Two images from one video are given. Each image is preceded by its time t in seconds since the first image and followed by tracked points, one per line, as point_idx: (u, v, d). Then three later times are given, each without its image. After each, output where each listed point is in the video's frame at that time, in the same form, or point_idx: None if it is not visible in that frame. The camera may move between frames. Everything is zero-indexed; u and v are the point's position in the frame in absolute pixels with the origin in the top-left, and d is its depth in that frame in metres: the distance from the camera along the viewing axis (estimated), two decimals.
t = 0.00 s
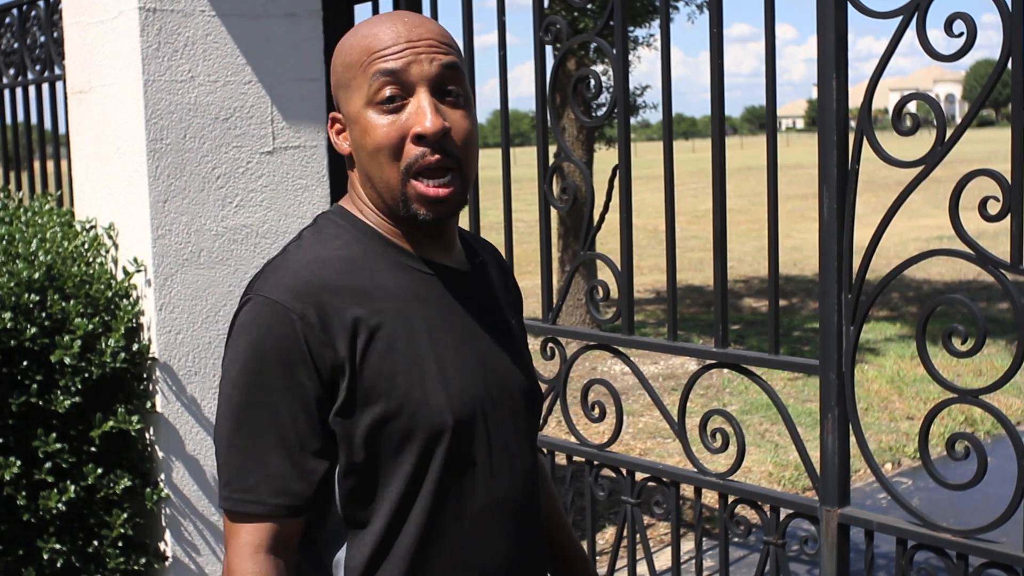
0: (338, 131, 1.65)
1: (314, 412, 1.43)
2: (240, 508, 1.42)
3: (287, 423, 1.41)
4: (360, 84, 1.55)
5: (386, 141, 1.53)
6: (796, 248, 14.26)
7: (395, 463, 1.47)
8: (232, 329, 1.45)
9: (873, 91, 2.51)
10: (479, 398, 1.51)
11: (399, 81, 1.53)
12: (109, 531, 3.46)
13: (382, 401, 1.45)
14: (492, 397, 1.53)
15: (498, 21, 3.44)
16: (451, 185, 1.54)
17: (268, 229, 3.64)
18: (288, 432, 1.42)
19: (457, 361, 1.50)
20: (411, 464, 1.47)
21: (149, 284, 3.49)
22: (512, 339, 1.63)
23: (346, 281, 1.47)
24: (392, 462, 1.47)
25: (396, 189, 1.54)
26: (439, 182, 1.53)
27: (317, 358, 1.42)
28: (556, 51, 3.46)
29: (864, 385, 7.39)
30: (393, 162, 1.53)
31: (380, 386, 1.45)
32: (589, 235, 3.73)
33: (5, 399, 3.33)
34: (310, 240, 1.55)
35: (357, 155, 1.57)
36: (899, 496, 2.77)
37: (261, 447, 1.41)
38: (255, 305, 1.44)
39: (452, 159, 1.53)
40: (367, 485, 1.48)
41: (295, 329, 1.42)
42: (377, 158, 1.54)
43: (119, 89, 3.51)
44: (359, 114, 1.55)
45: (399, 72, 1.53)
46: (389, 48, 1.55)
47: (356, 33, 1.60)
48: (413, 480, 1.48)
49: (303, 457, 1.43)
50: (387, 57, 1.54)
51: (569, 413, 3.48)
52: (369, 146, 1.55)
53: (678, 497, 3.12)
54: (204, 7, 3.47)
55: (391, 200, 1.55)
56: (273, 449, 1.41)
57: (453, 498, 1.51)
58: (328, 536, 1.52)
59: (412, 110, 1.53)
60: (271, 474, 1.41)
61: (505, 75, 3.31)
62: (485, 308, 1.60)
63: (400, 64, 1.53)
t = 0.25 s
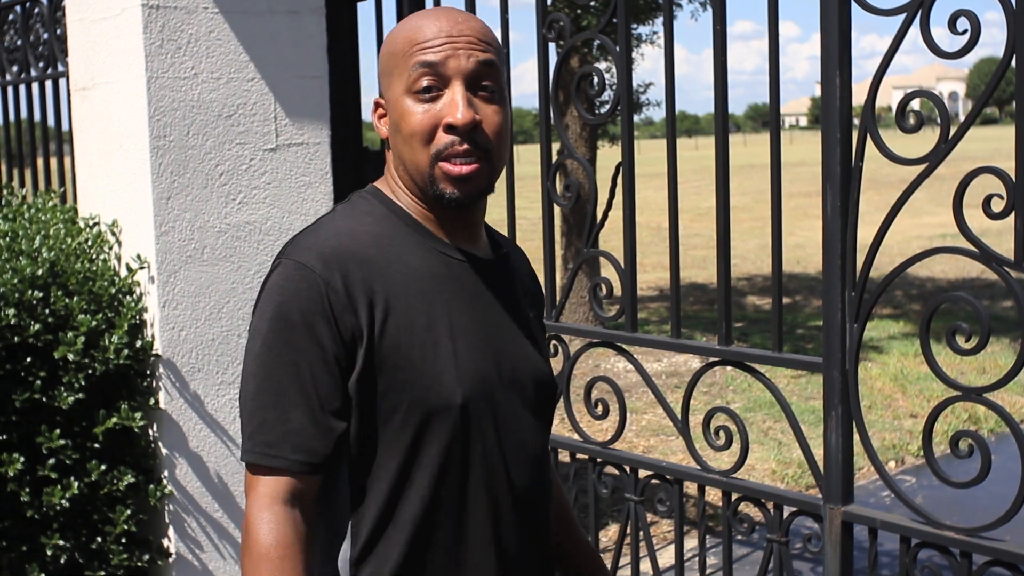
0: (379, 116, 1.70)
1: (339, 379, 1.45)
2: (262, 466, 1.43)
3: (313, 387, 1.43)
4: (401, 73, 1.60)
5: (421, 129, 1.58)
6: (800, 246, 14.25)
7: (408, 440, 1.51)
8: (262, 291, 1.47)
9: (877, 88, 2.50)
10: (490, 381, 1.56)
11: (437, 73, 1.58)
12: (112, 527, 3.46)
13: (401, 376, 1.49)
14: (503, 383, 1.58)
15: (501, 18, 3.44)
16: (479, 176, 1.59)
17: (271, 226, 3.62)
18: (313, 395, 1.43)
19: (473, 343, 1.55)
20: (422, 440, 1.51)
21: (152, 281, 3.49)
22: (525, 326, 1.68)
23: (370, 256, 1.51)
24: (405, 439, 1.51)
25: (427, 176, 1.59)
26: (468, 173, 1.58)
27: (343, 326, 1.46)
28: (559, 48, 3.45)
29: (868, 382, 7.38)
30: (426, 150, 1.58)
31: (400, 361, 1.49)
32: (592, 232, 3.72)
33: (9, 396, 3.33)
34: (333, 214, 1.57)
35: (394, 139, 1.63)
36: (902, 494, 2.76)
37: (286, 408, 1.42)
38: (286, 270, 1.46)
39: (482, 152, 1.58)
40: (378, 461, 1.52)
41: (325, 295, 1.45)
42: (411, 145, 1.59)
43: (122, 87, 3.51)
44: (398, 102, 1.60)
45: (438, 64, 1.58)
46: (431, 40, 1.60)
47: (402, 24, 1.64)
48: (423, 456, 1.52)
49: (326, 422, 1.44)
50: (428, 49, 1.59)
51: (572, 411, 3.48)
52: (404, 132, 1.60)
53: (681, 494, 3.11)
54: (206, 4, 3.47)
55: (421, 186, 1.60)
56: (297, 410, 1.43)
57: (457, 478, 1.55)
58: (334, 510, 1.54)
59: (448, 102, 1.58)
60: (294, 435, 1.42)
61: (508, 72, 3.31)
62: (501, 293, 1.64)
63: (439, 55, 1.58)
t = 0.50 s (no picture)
0: (403, 115, 1.76)
1: (347, 373, 1.49)
2: (276, 456, 1.47)
3: (323, 379, 1.46)
4: (426, 75, 1.65)
5: (441, 132, 1.63)
6: (802, 242, 14.24)
7: (412, 437, 1.55)
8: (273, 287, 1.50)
9: (878, 84, 2.49)
10: (492, 382, 1.59)
11: (461, 78, 1.63)
12: (114, 525, 3.46)
13: (407, 374, 1.53)
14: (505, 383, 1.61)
15: (501, 15, 3.43)
16: (493, 180, 1.64)
17: (272, 223, 3.62)
18: (323, 388, 1.46)
19: (477, 343, 1.59)
20: (426, 438, 1.55)
21: (153, 278, 3.49)
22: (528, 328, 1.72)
23: (378, 254, 1.55)
24: (408, 436, 1.54)
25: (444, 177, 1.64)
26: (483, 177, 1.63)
27: (352, 322, 1.49)
28: (559, 44, 3.45)
29: (869, 378, 7.38)
30: (445, 152, 1.64)
31: (405, 359, 1.53)
32: (592, 229, 3.71)
33: (11, 394, 3.33)
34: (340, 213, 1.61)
35: (415, 139, 1.68)
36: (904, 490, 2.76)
37: (297, 399, 1.46)
38: (296, 268, 1.49)
39: (498, 157, 1.63)
40: (383, 458, 1.55)
41: (335, 291, 1.48)
42: (430, 147, 1.64)
43: (123, 84, 3.51)
44: (422, 102, 1.65)
45: (463, 69, 1.63)
46: (459, 45, 1.65)
47: (432, 27, 1.69)
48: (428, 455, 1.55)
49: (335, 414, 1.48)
50: (454, 53, 1.64)
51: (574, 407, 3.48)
52: (425, 133, 1.65)
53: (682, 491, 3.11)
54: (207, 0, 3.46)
55: (438, 186, 1.65)
56: (308, 403, 1.46)
57: (461, 477, 1.58)
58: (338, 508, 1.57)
59: (469, 106, 1.63)
60: (304, 426, 1.46)
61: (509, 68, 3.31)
62: (504, 291, 1.67)
63: (463, 60, 1.63)
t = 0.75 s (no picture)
0: (432, 117, 1.66)
1: (359, 384, 1.55)
2: (284, 474, 1.54)
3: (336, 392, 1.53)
4: (499, 82, 1.65)
5: (502, 116, 1.66)
6: (800, 243, 14.24)
7: (425, 436, 1.61)
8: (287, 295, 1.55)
9: (876, 86, 2.50)
10: (508, 383, 1.65)
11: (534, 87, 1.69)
12: (111, 525, 3.47)
13: (420, 381, 1.59)
14: (518, 384, 1.67)
15: (500, 17, 3.44)
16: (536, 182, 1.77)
17: (270, 224, 3.62)
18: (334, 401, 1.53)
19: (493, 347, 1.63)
20: (441, 440, 1.61)
21: (151, 279, 3.49)
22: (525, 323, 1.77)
23: (389, 261, 1.58)
24: (438, 439, 1.61)
25: (506, 162, 1.68)
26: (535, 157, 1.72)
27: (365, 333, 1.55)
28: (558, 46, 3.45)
29: (867, 380, 7.38)
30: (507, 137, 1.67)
31: (417, 361, 1.59)
32: (591, 230, 3.72)
33: (9, 394, 3.34)
34: (348, 218, 1.64)
35: (479, 146, 1.66)
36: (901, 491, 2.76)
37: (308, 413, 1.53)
38: (308, 281, 1.53)
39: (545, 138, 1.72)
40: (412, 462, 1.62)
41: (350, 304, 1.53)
42: (488, 133, 1.66)
43: (121, 85, 3.51)
44: (479, 95, 1.65)
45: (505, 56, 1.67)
46: (494, 39, 1.68)
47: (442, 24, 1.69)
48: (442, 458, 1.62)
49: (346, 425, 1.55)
50: (494, 44, 1.67)
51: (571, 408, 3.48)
52: (502, 141, 1.66)
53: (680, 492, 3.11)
54: (206, 2, 3.47)
55: (500, 173, 1.68)
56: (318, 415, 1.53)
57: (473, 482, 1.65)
58: (352, 508, 1.64)
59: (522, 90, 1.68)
60: (315, 438, 1.53)
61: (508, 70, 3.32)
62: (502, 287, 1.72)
63: (531, 68, 1.69)
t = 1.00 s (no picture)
0: (403, 109, 1.67)
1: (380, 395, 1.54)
2: (318, 493, 1.50)
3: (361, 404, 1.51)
4: (469, 68, 1.66)
5: (473, 102, 1.66)
6: (797, 240, 14.25)
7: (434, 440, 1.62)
8: (295, 308, 1.52)
9: (872, 82, 2.50)
10: (505, 385, 1.68)
11: (503, 71, 1.69)
12: (109, 524, 3.47)
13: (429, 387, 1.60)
14: (513, 385, 1.69)
15: (497, 14, 3.44)
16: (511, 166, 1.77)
17: (268, 222, 3.63)
18: (362, 411, 1.51)
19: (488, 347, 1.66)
20: (454, 442, 1.62)
21: (148, 277, 3.49)
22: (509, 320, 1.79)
23: (396, 266, 1.58)
24: (453, 445, 1.63)
25: (482, 147, 1.69)
26: (515, 136, 1.72)
27: (381, 342, 1.54)
28: (555, 42, 3.45)
29: (865, 376, 7.39)
30: (480, 122, 1.67)
31: (422, 363, 1.59)
32: (588, 226, 3.72)
33: (6, 392, 3.33)
34: (347, 222, 1.63)
35: (452, 135, 1.67)
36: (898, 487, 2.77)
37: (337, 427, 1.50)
38: (320, 291, 1.52)
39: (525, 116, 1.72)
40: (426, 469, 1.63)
41: (368, 314, 1.52)
42: (460, 121, 1.66)
43: (117, 83, 3.50)
44: (447, 85, 1.65)
45: (468, 42, 1.66)
46: (456, 25, 1.67)
47: (404, 14, 1.68)
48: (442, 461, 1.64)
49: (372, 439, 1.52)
50: (458, 31, 1.67)
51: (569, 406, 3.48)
52: (475, 128, 1.67)
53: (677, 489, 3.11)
54: None
55: (477, 158, 1.69)
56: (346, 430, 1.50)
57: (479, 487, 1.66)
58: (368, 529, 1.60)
59: (491, 72, 1.67)
60: (341, 455, 1.49)
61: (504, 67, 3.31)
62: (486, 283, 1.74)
63: (499, 52, 1.69)
